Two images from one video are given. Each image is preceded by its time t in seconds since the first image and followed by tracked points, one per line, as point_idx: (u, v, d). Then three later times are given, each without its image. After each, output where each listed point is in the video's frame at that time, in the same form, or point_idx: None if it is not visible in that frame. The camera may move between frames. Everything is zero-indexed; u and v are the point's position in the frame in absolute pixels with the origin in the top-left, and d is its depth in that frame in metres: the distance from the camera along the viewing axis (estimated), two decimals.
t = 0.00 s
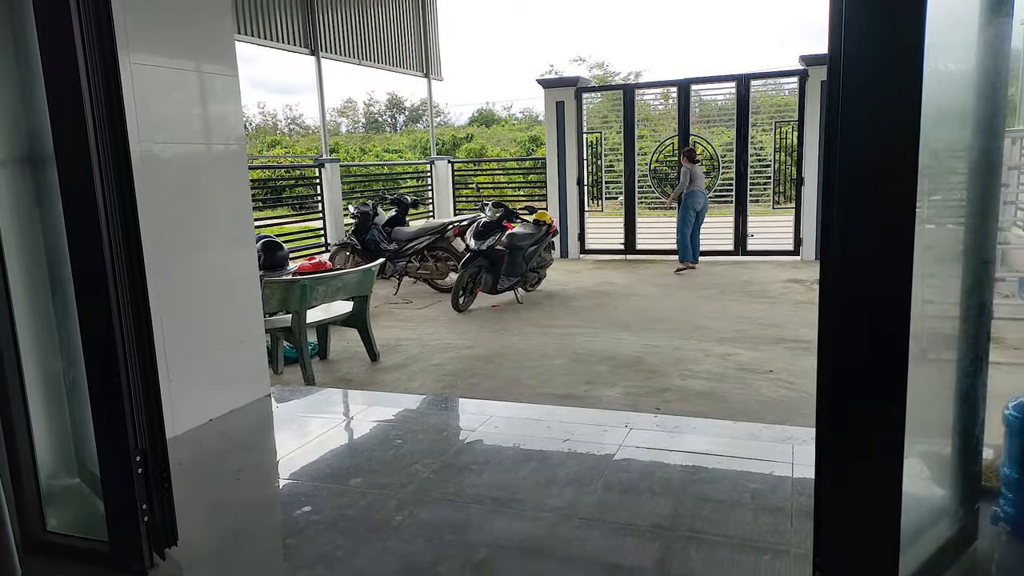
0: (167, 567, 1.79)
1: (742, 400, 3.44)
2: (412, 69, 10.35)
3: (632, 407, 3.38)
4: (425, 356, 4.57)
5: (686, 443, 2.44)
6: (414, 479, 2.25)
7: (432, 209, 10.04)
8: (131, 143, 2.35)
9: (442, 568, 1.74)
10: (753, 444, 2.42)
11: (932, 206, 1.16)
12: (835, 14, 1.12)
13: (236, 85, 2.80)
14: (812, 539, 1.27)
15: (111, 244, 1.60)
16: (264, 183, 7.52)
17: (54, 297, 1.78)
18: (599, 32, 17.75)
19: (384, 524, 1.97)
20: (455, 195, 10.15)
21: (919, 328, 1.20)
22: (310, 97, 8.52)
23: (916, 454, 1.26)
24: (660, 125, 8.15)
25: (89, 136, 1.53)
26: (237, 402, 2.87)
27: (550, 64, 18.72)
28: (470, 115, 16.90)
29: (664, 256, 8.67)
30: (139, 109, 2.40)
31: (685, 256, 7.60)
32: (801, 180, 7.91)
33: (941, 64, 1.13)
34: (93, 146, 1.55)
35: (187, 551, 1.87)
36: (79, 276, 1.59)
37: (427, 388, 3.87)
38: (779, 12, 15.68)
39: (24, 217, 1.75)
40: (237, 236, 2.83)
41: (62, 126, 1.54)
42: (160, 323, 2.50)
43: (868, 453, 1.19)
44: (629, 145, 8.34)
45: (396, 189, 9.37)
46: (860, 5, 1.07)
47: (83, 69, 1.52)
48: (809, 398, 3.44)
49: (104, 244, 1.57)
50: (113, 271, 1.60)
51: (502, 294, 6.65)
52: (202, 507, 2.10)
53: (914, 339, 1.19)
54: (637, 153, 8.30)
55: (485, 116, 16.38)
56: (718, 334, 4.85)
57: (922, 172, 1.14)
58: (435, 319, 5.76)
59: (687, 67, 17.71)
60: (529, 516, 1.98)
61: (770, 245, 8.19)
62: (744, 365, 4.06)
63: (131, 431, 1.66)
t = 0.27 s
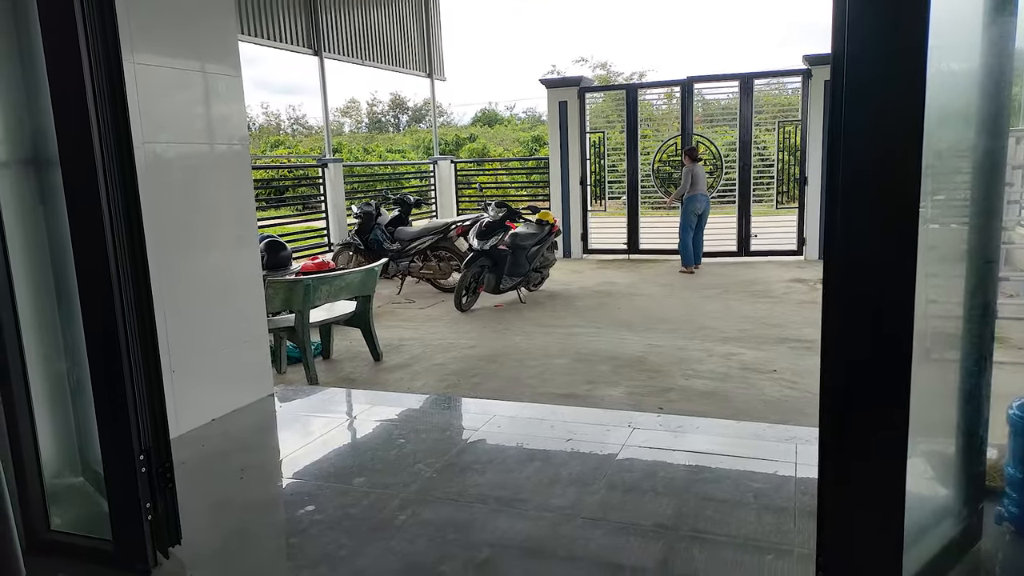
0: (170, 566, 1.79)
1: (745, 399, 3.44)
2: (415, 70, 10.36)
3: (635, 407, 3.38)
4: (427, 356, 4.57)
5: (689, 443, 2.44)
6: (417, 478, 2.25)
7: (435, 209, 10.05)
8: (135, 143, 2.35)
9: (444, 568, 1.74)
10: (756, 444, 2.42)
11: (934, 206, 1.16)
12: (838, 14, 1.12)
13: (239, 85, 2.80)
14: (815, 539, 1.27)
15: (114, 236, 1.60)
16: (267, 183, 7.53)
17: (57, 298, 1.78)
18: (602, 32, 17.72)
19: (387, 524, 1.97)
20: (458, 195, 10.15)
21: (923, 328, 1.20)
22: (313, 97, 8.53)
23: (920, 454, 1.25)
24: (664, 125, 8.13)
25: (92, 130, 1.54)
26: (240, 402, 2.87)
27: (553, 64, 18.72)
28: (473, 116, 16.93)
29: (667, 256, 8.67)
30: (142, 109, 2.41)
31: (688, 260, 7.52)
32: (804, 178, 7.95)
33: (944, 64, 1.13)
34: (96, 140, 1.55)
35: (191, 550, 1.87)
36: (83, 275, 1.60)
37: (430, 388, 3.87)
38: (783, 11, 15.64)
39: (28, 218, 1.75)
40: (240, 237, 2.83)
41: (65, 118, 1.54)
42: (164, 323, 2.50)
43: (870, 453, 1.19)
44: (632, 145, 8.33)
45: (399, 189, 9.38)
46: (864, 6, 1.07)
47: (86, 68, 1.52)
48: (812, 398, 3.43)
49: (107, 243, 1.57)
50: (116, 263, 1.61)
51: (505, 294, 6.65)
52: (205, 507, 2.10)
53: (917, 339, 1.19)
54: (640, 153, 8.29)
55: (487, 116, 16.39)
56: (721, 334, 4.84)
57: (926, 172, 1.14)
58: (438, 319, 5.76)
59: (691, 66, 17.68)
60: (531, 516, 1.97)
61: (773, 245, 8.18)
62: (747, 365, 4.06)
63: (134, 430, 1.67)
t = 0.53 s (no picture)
0: (170, 565, 1.79)
1: (745, 400, 3.44)
2: (415, 69, 10.36)
3: (636, 407, 3.38)
4: (428, 355, 4.57)
5: (689, 443, 2.44)
6: (417, 478, 2.25)
7: (435, 208, 10.05)
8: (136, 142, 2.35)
9: (445, 567, 1.74)
10: (756, 444, 2.41)
11: (935, 206, 1.16)
12: (839, 14, 1.12)
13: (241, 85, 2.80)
14: (816, 539, 1.27)
15: (114, 232, 1.60)
16: (268, 182, 7.53)
17: (58, 298, 1.78)
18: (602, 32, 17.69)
19: (387, 523, 1.97)
20: (459, 195, 10.14)
21: (923, 328, 1.20)
22: (314, 96, 8.53)
23: (920, 454, 1.25)
24: (664, 125, 8.12)
25: (92, 125, 1.54)
26: (240, 401, 2.87)
27: (553, 64, 18.71)
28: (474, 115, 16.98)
29: (667, 256, 8.67)
30: (143, 108, 2.41)
31: (687, 262, 7.52)
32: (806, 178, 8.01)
33: (945, 63, 1.13)
34: (97, 136, 1.55)
35: (191, 550, 1.87)
36: (83, 274, 1.60)
37: (430, 387, 3.87)
38: (785, 11, 15.59)
39: (29, 218, 1.75)
40: (241, 236, 2.83)
41: (65, 115, 1.54)
42: (164, 322, 2.50)
43: (870, 455, 1.19)
44: (633, 145, 8.32)
45: (400, 189, 9.39)
46: (866, 6, 1.07)
47: (88, 67, 1.52)
48: (813, 398, 3.43)
49: (108, 242, 1.57)
50: (116, 258, 1.60)
51: (505, 294, 6.64)
52: (205, 506, 2.10)
53: (917, 338, 1.19)
54: (640, 154, 8.27)
55: (487, 116, 16.40)
56: (721, 334, 4.84)
57: (927, 172, 1.14)
58: (438, 319, 5.76)
59: (691, 66, 17.64)
60: (531, 516, 1.97)
61: (773, 245, 8.18)
62: (747, 365, 4.06)
63: (135, 429, 1.67)
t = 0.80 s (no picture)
0: (168, 563, 1.79)
1: (742, 397, 3.44)
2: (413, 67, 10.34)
3: (633, 404, 3.38)
4: (425, 353, 4.57)
5: (686, 440, 2.44)
6: (415, 476, 2.25)
7: (433, 206, 10.04)
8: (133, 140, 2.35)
9: (442, 565, 1.74)
10: (754, 441, 2.42)
11: (932, 203, 1.16)
12: (837, 12, 1.12)
13: (237, 83, 2.80)
14: (814, 536, 1.27)
15: (110, 230, 1.60)
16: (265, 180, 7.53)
17: (54, 297, 1.78)
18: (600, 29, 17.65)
19: (385, 521, 1.97)
20: (456, 193, 10.14)
21: (920, 325, 1.20)
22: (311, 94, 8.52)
23: (917, 451, 1.26)
24: (661, 123, 8.14)
25: (89, 125, 1.53)
26: (237, 400, 2.87)
27: (550, 63, 18.70)
28: (472, 113, 16.99)
29: (664, 253, 8.67)
30: (139, 106, 2.40)
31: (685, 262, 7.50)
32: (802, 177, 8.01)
33: (942, 61, 1.13)
34: (93, 135, 1.54)
35: (188, 548, 1.87)
36: (79, 272, 1.59)
37: (428, 385, 3.88)
38: (784, 9, 15.54)
39: (25, 217, 1.75)
40: (239, 234, 2.83)
41: (60, 115, 1.53)
42: (161, 320, 2.50)
43: (868, 453, 1.19)
44: (630, 143, 8.33)
45: (397, 187, 9.39)
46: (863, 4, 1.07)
47: (83, 65, 1.52)
48: (810, 395, 3.44)
49: (104, 241, 1.57)
50: (112, 258, 1.60)
51: (502, 292, 6.64)
52: (203, 504, 2.10)
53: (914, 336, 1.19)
54: (637, 151, 8.29)
55: (485, 114, 16.40)
56: (719, 332, 4.85)
57: (924, 170, 1.14)
58: (435, 316, 5.76)
59: (690, 64, 17.59)
60: (529, 513, 1.97)
61: (770, 244, 8.20)
62: (745, 362, 4.06)
63: (132, 427, 1.66)
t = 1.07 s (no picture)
0: (167, 563, 1.79)
1: (742, 397, 3.44)
2: (413, 67, 10.34)
3: (632, 404, 3.38)
4: (424, 353, 4.57)
5: (685, 440, 2.45)
6: (414, 475, 2.26)
7: (432, 206, 10.04)
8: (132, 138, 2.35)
9: (441, 564, 1.74)
10: (752, 441, 2.42)
11: (932, 203, 1.16)
12: (836, 12, 1.12)
13: (236, 82, 2.79)
14: (813, 536, 1.27)
15: (110, 229, 1.60)
16: (264, 179, 7.53)
17: (53, 297, 1.77)
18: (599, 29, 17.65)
19: (384, 520, 1.97)
20: (455, 192, 10.14)
21: (919, 325, 1.20)
22: (310, 93, 8.52)
23: (916, 451, 1.26)
24: (661, 122, 8.12)
25: (88, 126, 1.53)
26: (237, 399, 2.87)
27: (549, 63, 18.69)
28: (471, 113, 16.99)
29: (663, 253, 8.68)
30: (138, 104, 2.40)
31: (690, 262, 7.43)
32: (801, 177, 8.05)
33: (942, 61, 1.13)
34: (92, 135, 1.54)
35: (187, 548, 1.87)
36: (79, 272, 1.59)
37: (427, 385, 3.88)
38: (783, 9, 15.56)
39: (23, 216, 1.75)
40: (238, 234, 2.83)
41: (60, 114, 1.53)
42: (159, 320, 2.50)
43: (867, 453, 1.19)
44: (629, 142, 8.33)
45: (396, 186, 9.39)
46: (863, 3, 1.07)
47: (82, 65, 1.51)
48: (808, 395, 3.44)
49: (104, 240, 1.57)
50: (111, 258, 1.60)
51: (501, 292, 6.64)
52: (203, 503, 2.10)
53: (913, 336, 1.20)
54: (636, 151, 8.29)
55: (485, 113, 16.41)
56: (717, 332, 4.85)
57: (924, 169, 1.14)
58: (434, 316, 5.76)
59: (689, 64, 17.61)
60: (528, 513, 1.98)
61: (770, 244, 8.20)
62: (744, 362, 4.07)
63: (131, 427, 1.66)
